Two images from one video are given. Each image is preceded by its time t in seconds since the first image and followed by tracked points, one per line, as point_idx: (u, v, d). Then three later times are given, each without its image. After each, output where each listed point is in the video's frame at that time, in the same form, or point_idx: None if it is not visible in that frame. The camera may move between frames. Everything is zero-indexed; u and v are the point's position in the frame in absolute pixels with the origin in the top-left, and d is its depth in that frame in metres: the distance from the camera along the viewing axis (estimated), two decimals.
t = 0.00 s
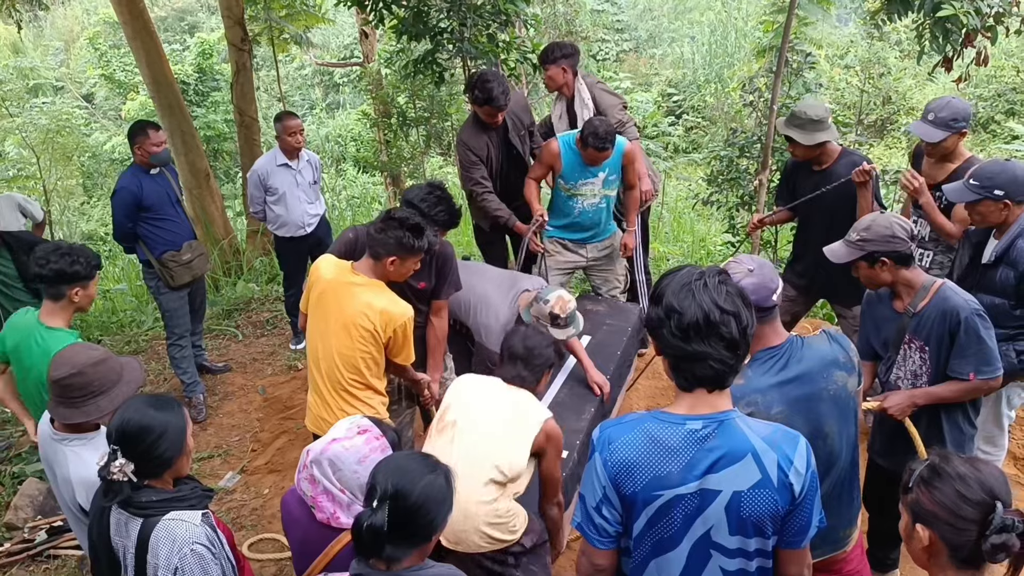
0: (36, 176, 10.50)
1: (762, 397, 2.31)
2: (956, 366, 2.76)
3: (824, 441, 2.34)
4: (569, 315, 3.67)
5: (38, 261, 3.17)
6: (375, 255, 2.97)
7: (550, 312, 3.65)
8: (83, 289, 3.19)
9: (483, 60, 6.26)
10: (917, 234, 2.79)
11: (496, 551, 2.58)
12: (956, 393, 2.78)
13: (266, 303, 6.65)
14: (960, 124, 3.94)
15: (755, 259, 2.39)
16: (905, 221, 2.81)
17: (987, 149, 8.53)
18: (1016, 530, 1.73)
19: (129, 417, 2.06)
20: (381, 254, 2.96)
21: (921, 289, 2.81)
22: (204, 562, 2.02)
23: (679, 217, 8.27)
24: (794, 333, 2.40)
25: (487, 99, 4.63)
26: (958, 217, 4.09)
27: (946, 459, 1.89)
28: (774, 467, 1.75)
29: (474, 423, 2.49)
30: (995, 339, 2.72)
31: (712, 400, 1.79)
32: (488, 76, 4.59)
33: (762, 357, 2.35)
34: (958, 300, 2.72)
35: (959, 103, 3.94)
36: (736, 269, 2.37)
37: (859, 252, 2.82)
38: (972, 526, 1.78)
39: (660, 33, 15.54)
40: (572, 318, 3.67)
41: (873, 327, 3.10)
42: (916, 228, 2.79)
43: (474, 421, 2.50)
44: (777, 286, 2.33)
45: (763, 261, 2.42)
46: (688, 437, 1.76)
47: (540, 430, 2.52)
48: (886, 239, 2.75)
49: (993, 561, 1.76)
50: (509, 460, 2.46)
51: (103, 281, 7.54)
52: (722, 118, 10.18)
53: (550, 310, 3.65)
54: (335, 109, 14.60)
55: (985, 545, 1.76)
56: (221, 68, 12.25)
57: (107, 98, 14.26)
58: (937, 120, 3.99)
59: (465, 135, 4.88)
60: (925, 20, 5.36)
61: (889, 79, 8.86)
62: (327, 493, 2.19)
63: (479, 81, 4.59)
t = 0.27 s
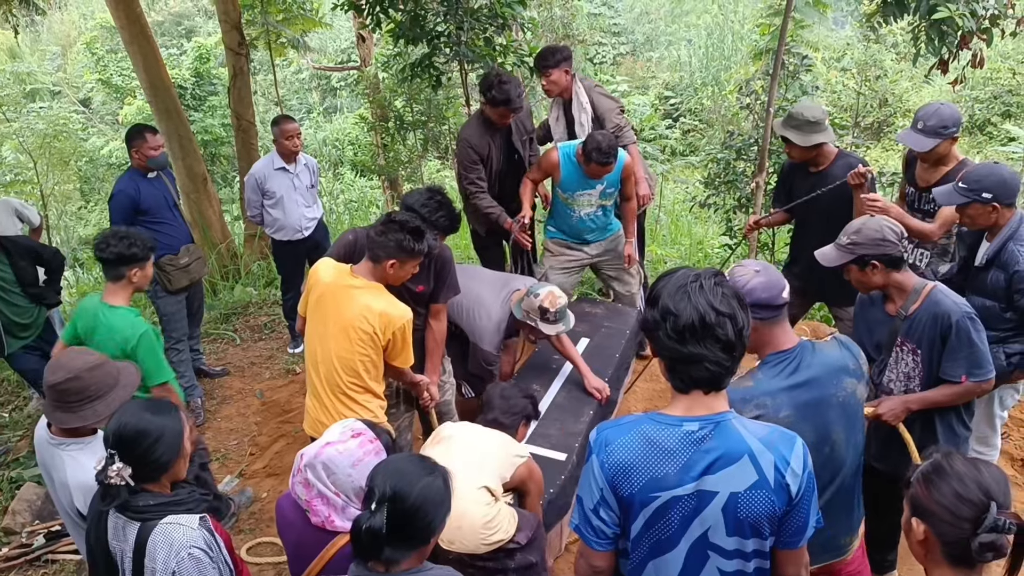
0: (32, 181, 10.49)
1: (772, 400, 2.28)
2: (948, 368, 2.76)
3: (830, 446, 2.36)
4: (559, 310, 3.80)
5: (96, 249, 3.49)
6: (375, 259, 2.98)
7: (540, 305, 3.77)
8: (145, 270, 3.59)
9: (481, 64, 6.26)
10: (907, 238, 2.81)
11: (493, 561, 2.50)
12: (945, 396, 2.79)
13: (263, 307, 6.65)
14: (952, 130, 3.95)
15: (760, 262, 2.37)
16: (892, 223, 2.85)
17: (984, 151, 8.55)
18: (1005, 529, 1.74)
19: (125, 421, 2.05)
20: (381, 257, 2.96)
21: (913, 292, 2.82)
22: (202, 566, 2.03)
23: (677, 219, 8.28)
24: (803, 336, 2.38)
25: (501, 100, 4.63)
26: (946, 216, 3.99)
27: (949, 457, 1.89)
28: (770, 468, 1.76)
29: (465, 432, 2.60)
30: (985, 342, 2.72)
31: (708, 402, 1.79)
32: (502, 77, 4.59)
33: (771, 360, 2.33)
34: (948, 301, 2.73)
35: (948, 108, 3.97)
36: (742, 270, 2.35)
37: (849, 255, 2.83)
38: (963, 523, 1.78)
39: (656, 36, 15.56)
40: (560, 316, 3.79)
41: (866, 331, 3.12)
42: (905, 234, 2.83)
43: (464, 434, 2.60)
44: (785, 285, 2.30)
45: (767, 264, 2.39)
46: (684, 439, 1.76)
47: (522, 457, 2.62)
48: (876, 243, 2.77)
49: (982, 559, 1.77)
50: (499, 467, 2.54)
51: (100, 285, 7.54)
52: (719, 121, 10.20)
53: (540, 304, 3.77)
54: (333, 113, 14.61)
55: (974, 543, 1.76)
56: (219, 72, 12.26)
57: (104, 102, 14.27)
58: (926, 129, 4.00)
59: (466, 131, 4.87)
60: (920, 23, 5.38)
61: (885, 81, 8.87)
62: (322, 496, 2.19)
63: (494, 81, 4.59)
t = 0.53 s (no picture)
0: (32, 182, 10.49)
1: (829, 395, 2.31)
2: (943, 368, 2.76)
3: (876, 446, 2.39)
4: (556, 306, 3.75)
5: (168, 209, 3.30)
6: (373, 259, 2.97)
7: (536, 301, 3.72)
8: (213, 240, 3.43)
9: (479, 64, 6.26)
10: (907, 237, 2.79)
11: (494, 560, 2.49)
12: (939, 397, 2.78)
13: (262, 307, 6.65)
14: (943, 133, 3.99)
15: (827, 256, 2.38)
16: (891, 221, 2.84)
17: (983, 149, 8.56)
18: (1001, 527, 1.74)
19: (121, 424, 2.05)
20: (379, 257, 2.95)
21: (912, 292, 2.82)
22: (199, 568, 2.02)
23: (676, 218, 8.27)
24: (862, 337, 2.39)
25: (514, 96, 4.62)
26: (947, 222, 4.02)
27: (952, 454, 1.89)
28: (769, 468, 1.75)
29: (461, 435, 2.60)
30: (982, 345, 2.72)
31: (706, 401, 1.79)
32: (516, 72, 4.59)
33: (832, 356, 2.34)
34: (947, 301, 2.72)
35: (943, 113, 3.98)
36: (810, 263, 2.35)
37: (848, 256, 2.80)
38: (960, 519, 1.78)
39: (655, 35, 15.55)
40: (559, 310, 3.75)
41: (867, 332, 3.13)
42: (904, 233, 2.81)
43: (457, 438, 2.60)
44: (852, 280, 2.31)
45: (831, 260, 2.40)
46: (682, 438, 1.76)
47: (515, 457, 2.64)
48: (876, 242, 2.75)
49: (977, 556, 1.76)
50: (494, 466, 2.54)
51: (99, 286, 7.54)
52: (718, 120, 10.19)
53: (536, 300, 3.72)
54: (332, 113, 14.60)
55: (969, 539, 1.76)
56: (217, 73, 12.26)
57: (103, 103, 14.27)
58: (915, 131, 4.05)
59: (469, 123, 4.87)
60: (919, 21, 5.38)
61: (885, 80, 8.86)
62: (319, 498, 2.18)
63: (508, 76, 4.58)
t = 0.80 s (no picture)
0: (32, 184, 10.48)
1: (812, 393, 2.30)
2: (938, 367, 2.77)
3: (863, 440, 2.38)
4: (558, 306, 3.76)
5: (243, 184, 3.54)
6: (373, 259, 2.97)
7: (538, 304, 3.72)
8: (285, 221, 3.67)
9: (479, 64, 6.26)
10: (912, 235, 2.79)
11: (491, 563, 2.49)
12: (932, 394, 2.79)
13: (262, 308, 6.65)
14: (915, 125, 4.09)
15: (797, 257, 2.42)
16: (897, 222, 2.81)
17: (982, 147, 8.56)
18: (997, 523, 1.74)
19: (119, 426, 2.05)
20: (380, 257, 2.95)
21: (912, 289, 2.82)
22: (197, 569, 2.03)
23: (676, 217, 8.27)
24: (837, 332, 2.42)
25: (508, 101, 4.59)
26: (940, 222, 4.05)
27: (951, 451, 1.89)
28: (766, 465, 1.76)
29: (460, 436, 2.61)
30: (978, 347, 2.72)
31: (703, 400, 1.79)
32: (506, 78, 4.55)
33: (810, 355, 2.36)
34: (947, 301, 2.72)
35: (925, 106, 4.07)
36: (781, 263, 2.39)
37: (852, 251, 2.81)
38: (958, 516, 1.78)
39: (655, 34, 15.54)
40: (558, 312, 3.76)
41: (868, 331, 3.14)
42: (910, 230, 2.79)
43: (457, 437, 2.62)
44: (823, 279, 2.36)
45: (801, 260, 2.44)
46: (679, 437, 1.76)
47: (513, 456, 2.63)
48: (880, 239, 2.74)
49: (973, 553, 1.76)
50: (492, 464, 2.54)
51: (99, 288, 7.54)
52: (717, 119, 10.18)
53: (538, 301, 3.72)
54: (332, 113, 14.60)
55: (965, 535, 1.76)
56: (217, 74, 12.26)
57: (103, 104, 14.28)
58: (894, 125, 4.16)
59: (457, 126, 4.88)
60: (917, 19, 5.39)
61: (884, 78, 8.85)
62: (319, 500, 2.18)
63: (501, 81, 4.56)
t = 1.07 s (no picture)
0: (31, 186, 10.49)
1: (797, 383, 2.31)
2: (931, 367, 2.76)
3: (850, 427, 2.39)
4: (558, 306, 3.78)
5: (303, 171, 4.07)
6: (372, 258, 2.97)
7: (539, 305, 3.72)
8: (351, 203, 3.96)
9: (476, 63, 6.27)
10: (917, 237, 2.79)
11: (486, 563, 2.51)
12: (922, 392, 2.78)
13: (261, 309, 6.65)
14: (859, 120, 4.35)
15: (773, 245, 2.43)
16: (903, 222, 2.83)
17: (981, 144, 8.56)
18: (994, 520, 1.74)
19: (116, 428, 2.05)
20: (379, 257, 2.96)
21: (913, 292, 2.82)
22: (196, 571, 2.03)
23: (675, 216, 8.27)
24: (820, 321, 2.42)
25: (489, 110, 4.60)
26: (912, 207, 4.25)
27: (948, 448, 1.89)
28: (764, 462, 1.76)
29: (458, 436, 2.61)
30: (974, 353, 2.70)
31: (700, 397, 1.79)
32: (486, 84, 4.58)
33: (793, 344, 2.36)
34: (942, 305, 2.71)
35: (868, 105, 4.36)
36: (758, 252, 2.40)
37: (855, 250, 2.82)
38: (955, 512, 1.78)
39: (653, 32, 15.53)
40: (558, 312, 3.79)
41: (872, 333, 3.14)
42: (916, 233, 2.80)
43: (457, 437, 2.62)
44: (801, 268, 2.37)
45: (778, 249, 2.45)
46: (677, 434, 1.76)
47: (512, 458, 2.61)
48: (883, 239, 2.76)
49: (971, 549, 1.76)
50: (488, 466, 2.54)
51: (99, 290, 7.54)
52: (715, 117, 10.18)
53: (539, 303, 3.73)
54: (330, 114, 14.60)
55: (962, 532, 1.76)
56: (215, 75, 12.26)
57: (102, 106, 14.28)
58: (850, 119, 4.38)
59: (433, 130, 4.93)
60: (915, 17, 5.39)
61: (882, 75, 8.84)
62: (319, 500, 2.19)
63: (482, 88, 4.58)
